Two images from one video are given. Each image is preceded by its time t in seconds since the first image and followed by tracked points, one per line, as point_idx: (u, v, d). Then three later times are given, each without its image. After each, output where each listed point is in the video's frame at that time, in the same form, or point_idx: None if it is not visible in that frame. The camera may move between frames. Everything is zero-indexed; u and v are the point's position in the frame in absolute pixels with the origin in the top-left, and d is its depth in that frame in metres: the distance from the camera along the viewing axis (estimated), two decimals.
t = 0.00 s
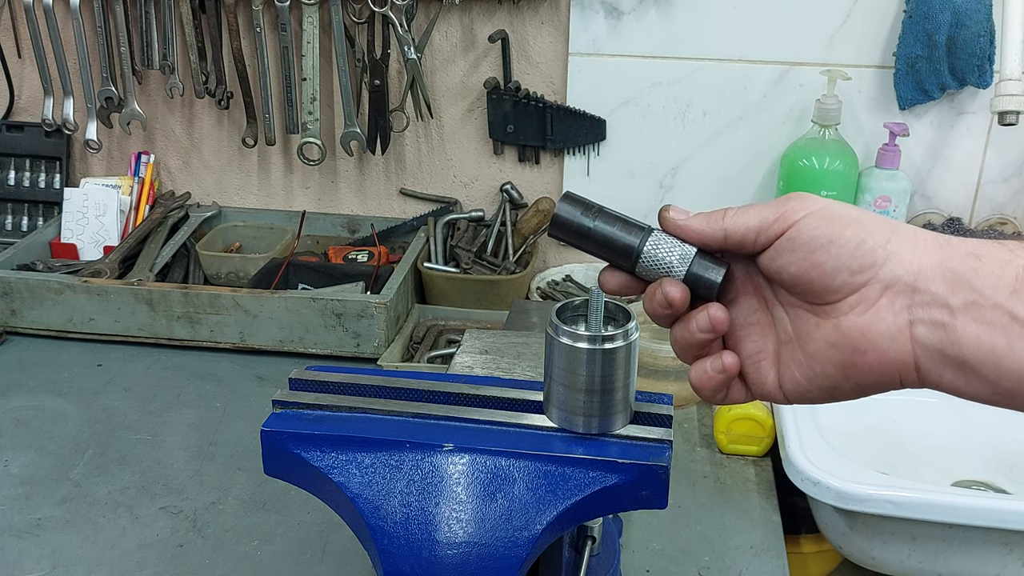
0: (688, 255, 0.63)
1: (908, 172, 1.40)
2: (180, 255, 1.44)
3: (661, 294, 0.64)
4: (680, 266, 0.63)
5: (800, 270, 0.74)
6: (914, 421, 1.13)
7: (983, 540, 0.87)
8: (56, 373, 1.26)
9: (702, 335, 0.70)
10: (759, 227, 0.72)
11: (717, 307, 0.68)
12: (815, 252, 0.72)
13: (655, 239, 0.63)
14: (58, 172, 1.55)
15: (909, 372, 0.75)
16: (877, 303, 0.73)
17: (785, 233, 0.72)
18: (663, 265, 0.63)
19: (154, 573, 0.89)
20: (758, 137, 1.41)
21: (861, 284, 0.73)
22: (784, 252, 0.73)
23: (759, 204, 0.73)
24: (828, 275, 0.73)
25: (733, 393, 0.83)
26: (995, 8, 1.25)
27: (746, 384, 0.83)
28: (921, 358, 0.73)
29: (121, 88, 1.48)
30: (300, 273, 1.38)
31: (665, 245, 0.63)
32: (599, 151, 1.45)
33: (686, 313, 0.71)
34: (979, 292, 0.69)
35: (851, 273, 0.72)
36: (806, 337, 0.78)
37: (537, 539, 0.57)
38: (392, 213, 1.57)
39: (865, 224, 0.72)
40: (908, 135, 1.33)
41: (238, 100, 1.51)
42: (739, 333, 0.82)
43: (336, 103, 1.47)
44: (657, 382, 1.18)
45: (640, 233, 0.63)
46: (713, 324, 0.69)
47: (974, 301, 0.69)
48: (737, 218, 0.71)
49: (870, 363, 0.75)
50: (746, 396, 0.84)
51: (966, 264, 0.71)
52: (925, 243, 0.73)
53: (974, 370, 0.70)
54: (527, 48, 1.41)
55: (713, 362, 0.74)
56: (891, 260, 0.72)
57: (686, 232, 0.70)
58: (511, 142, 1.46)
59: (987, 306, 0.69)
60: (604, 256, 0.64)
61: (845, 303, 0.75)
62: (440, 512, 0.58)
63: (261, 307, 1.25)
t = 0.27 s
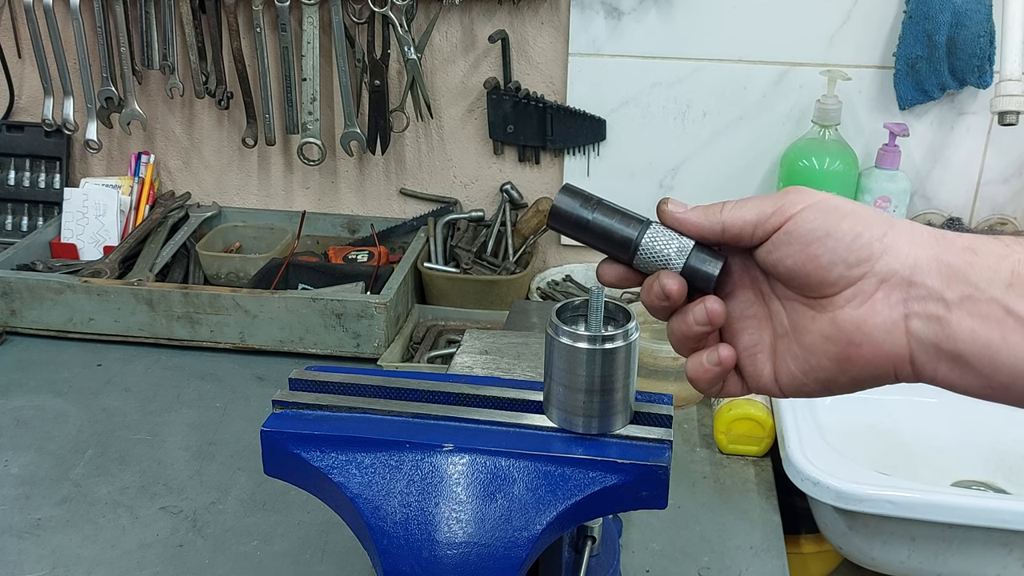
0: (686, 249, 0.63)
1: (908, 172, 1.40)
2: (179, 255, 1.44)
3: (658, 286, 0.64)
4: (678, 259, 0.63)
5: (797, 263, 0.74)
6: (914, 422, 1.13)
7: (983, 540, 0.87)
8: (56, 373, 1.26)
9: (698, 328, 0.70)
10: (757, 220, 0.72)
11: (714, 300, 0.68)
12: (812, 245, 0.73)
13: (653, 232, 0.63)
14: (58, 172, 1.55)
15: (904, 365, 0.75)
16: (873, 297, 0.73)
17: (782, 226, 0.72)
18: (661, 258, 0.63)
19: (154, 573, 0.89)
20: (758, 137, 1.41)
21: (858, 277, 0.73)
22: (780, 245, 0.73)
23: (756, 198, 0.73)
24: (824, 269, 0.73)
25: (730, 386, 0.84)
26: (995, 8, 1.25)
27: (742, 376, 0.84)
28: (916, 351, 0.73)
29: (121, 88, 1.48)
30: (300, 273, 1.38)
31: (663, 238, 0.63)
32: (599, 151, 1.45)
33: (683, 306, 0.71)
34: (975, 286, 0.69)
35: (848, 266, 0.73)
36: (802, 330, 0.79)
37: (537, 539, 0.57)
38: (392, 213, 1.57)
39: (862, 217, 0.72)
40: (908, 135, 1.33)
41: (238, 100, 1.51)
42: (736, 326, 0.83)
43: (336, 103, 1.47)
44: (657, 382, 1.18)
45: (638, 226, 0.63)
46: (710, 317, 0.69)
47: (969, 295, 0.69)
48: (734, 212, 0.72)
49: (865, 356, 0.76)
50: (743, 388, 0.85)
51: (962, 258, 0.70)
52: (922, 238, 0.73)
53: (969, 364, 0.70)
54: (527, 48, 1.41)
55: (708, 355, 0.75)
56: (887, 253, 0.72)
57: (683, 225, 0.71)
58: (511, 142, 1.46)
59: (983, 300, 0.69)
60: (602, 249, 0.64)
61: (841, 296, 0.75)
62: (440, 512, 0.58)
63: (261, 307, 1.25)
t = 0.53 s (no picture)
0: (681, 263, 0.63)
1: (908, 172, 1.40)
2: (180, 255, 1.44)
3: (654, 300, 0.64)
4: (673, 274, 0.63)
5: (791, 276, 0.74)
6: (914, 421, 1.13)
7: (982, 540, 0.87)
8: (56, 373, 1.26)
9: (694, 341, 0.70)
10: (751, 234, 0.72)
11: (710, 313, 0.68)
12: (805, 258, 0.73)
13: (648, 246, 0.63)
14: (58, 173, 1.55)
15: (899, 378, 0.74)
16: (867, 309, 0.73)
17: (776, 240, 0.73)
18: (656, 272, 0.63)
19: (154, 573, 0.89)
20: (758, 137, 1.41)
21: (852, 290, 0.73)
22: (775, 258, 0.74)
23: (751, 211, 0.74)
24: (818, 281, 0.73)
25: (726, 399, 0.83)
26: (995, 8, 1.25)
27: (738, 390, 0.83)
28: (910, 363, 0.73)
29: (121, 88, 1.48)
30: (300, 273, 1.38)
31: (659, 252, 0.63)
32: (599, 151, 1.45)
33: (679, 319, 0.71)
34: (969, 298, 0.69)
35: (842, 279, 0.73)
36: (798, 343, 0.79)
37: (537, 539, 0.57)
38: (392, 213, 1.58)
39: (856, 230, 0.72)
40: (908, 135, 1.33)
41: (238, 100, 1.51)
42: (732, 339, 0.83)
43: (336, 103, 1.47)
44: (657, 382, 1.18)
45: (633, 240, 0.63)
46: (706, 330, 0.68)
47: (963, 306, 0.69)
48: (729, 226, 0.72)
49: (860, 369, 0.75)
50: (739, 402, 0.84)
51: (955, 270, 0.70)
52: (916, 249, 0.73)
53: (963, 376, 0.70)
54: (527, 48, 1.41)
55: (705, 368, 0.74)
56: (881, 266, 0.72)
57: (677, 240, 0.71)
58: (511, 142, 1.46)
59: (976, 312, 0.69)
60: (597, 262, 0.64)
61: (836, 308, 0.75)
62: (440, 512, 0.58)
63: (261, 307, 1.25)
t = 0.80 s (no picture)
0: (672, 266, 0.63)
1: (908, 172, 1.40)
2: (180, 255, 1.44)
3: (644, 303, 0.64)
4: (664, 276, 0.63)
5: (781, 278, 0.74)
6: (914, 421, 1.13)
7: (982, 540, 0.87)
8: (56, 373, 1.26)
9: (686, 343, 0.70)
10: (741, 236, 0.72)
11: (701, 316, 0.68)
12: (795, 260, 0.73)
13: (640, 249, 0.63)
14: (58, 172, 1.55)
15: (889, 379, 0.74)
16: (856, 311, 0.73)
17: (766, 241, 0.73)
18: (647, 275, 0.63)
19: (154, 573, 0.89)
20: (758, 137, 1.41)
21: (841, 291, 0.73)
22: (765, 260, 0.74)
23: (742, 213, 0.74)
24: (808, 283, 0.74)
25: (717, 401, 0.83)
26: (994, 8, 1.25)
27: (730, 391, 0.83)
28: (900, 364, 0.73)
29: (121, 88, 1.48)
30: (300, 273, 1.39)
31: (651, 255, 0.63)
32: (599, 151, 1.45)
33: (670, 321, 0.70)
34: (957, 299, 0.69)
35: (831, 280, 0.73)
36: (788, 344, 0.78)
37: (537, 539, 0.57)
38: (392, 213, 1.58)
39: (844, 232, 0.72)
40: (908, 135, 1.33)
41: (238, 100, 1.51)
42: (724, 341, 0.82)
43: (336, 103, 1.47)
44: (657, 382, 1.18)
45: (625, 242, 0.63)
46: (697, 332, 0.68)
47: (952, 307, 0.69)
48: (720, 227, 0.72)
49: (850, 370, 0.75)
50: (730, 404, 0.84)
51: (944, 271, 0.71)
52: (905, 251, 0.73)
53: (952, 376, 0.70)
54: (527, 48, 1.41)
55: (696, 369, 0.74)
56: (870, 267, 0.72)
57: (667, 241, 0.71)
58: (511, 142, 1.46)
59: (964, 312, 0.69)
60: (589, 265, 0.64)
61: (825, 310, 0.75)
62: (440, 512, 0.58)
63: (261, 307, 1.25)
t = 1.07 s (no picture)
0: (667, 269, 0.63)
1: (908, 172, 1.40)
2: (180, 255, 1.44)
3: (640, 307, 0.63)
4: (660, 280, 0.63)
5: (776, 281, 0.74)
6: (914, 421, 1.13)
7: (982, 540, 0.87)
8: (56, 373, 1.26)
9: (681, 347, 0.70)
10: (736, 239, 0.72)
11: (696, 318, 0.68)
12: (789, 263, 0.73)
13: (635, 252, 0.63)
14: (58, 172, 1.55)
15: (884, 381, 0.74)
16: (851, 314, 0.73)
17: (761, 245, 0.73)
18: (642, 279, 0.63)
19: (154, 573, 0.89)
20: (758, 137, 1.41)
21: (836, 295, 0.73)
22: (760, 264, 0.74)
23: (737, 217, 0.74)
24: (802, 286, 0.73)
25: (714, 404, 0.83)
26: (994, 9, 1.25)
27: (726, 394, 0.83)
28: (894, 367, 0.73)
29: (121, 88, 1.48)
30: (300, 273, 1.38)
31: (645, 259, 0.63)
32: (599, 151, 1.45)
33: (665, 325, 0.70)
34: (951, 302, 0.69)
35: (825, 283, 0.73)
36: (783, 347, 0.78)
37: (537, 539, 0.57)
38: (392, 213, 1.57)
39: (839, 235, 0.72)
40: (908, 135, 1.33)
41: (238, 100, 1.51)
42: (720, 344, 0.83)
43: (336, 103, 1.47)
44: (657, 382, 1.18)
45: (620, 246, 0.63)
46: (692, 335, 0.68)
47: (946, 310, 0.69)
48: (714, 231, 0.72)
49: (845, 373, 0.75)
50: (726, 407, 0.84)
51: (938, 274, 0.71)
52: (900, 254, 0.73)
53: (946, 379, 0.70)
54: (527, 48, 1.41)
55: (692, 372, 0.74)
56: (865, 270, 0.72)
57: (663, 246, 0.70)
58: (511, 142, 1.46)
59: (959, 316, 0.69)
60: (584, 269, 0.64)
61: (820, 313, 0.74)
62: (440, 512, 0.58)
63: (261, 307, 1.25)
